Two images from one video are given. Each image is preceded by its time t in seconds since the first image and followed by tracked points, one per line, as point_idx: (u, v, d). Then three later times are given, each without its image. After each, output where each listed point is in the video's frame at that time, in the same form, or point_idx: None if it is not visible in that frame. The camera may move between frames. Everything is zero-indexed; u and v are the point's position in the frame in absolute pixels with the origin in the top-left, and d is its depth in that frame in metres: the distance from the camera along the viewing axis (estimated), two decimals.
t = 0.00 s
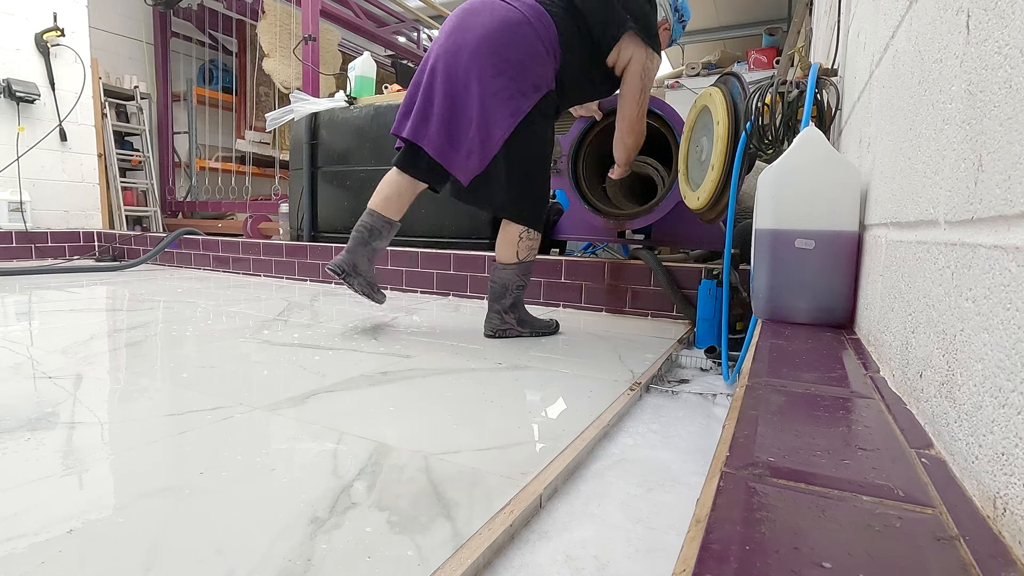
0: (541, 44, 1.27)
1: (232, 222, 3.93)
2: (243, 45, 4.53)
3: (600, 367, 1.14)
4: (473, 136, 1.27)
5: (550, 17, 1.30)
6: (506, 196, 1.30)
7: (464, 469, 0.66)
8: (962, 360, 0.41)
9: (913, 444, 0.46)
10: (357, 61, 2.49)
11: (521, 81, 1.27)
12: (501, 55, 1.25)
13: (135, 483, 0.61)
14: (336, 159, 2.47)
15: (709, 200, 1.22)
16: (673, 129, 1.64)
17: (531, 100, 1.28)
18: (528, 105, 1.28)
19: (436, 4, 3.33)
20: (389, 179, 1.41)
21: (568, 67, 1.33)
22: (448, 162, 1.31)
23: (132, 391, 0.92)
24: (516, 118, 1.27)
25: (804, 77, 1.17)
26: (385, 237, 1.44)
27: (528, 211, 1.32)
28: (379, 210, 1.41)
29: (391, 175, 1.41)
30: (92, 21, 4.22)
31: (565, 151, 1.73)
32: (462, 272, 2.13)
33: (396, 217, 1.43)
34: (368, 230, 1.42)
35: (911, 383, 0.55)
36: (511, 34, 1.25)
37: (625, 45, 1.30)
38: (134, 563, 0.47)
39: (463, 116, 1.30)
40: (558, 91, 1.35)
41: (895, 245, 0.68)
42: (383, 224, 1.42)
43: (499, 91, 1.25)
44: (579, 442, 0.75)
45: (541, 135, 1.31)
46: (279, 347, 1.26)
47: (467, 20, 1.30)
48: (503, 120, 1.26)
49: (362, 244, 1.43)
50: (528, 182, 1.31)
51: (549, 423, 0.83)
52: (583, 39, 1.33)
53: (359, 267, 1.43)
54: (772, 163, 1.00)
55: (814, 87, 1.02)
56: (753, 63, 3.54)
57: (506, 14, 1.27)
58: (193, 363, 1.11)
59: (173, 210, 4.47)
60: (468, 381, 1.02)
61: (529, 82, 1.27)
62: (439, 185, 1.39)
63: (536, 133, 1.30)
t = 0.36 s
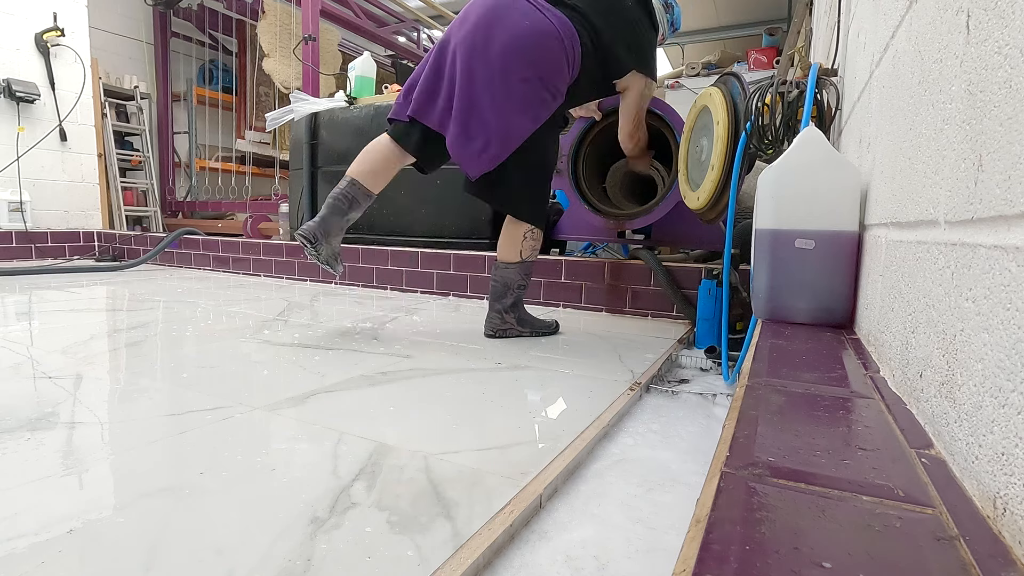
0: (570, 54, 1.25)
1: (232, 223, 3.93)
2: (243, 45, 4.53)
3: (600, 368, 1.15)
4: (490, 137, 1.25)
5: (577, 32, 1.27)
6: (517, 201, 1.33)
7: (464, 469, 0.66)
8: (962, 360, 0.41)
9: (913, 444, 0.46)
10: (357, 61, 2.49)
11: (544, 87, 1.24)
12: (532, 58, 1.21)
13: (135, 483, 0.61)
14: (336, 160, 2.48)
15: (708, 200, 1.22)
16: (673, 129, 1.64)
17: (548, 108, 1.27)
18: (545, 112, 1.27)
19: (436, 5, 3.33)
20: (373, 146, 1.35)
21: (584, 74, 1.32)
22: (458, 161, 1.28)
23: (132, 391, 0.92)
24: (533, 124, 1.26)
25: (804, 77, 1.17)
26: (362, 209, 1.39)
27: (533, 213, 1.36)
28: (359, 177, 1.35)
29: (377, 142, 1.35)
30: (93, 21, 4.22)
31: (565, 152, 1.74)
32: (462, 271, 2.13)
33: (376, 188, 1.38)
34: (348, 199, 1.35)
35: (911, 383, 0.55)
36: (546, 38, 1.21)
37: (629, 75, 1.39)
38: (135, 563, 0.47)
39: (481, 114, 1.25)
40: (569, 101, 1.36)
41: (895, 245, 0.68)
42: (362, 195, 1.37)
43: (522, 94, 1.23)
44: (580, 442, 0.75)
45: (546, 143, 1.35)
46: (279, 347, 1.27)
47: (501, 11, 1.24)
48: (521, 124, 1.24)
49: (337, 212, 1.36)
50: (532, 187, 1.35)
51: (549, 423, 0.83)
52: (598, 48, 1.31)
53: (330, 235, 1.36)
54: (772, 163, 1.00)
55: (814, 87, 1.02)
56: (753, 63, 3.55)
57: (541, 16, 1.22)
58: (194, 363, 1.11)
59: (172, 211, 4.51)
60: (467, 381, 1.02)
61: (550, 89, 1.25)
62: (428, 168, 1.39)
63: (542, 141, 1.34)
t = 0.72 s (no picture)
0: (568, 55, 1.25)
1: (232, 223, 3.92)
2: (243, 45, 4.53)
3: (600, 367, 1.14)
4: (490, 138, 1.25)
5: (574, 30, 1.26)
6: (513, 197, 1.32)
7: (464, 469, 0.66)
8: (962, 360, 0.41)
9: (913, 444, 0.46)
10: (357, 61, 2.49)
11: (543, 86, 1.24)
12: (532, 57, 1.21)
13: (135, 483, 0.61)
14: (336, 159, 2.48)
15: (709, 200, 1.22)
16: (674, 130, 1.64)
17: (548, 109, 1.27)
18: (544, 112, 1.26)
19: (436, 5, 3.33)
20: (378, 154, 1.35)
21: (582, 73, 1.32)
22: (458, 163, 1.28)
23: (132, 391, 0.92)
24: (532, 125, 1.26)
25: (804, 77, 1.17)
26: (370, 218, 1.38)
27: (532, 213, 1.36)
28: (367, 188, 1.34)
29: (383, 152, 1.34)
30: (93, 21, 4.22)
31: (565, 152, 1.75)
32: (462, 271, 2.13)
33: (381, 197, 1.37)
34: (356, 209, 1.34)
35: (911, 383, 0.55)
36: (545, 37, 1.21)
37: (629, 69, 1.40)
38: (135, 563, 0.47)
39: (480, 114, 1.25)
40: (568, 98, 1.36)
41: (895, 245, 0.68)
42: (370, 204, 1.35)
43: (522, 94, 1.22)
44: (580, 442, 0.75)
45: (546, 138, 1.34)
46: (279, 347, 1.26)
47: (500, 12, 1.24)
48: (520, 123, 1.24)
49: (346, 222, 1.35)
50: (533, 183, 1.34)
51: (549, 423, 0.83)
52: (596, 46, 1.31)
53: (339, 246, 1.35)
54: (773, 163, 1.00)
55: (814, 87, 1.02)
56: (753, 63, 3.55)
57: (540, 15, 1.23)
58: (194, 363, 1.11)
59: (172, 211, 4.50)
60: (467, 381, 1.02)
61: (549, 89, 1.25)
62: (432, 171, 1.39)
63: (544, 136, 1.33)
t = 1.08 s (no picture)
0: (541, 35, 1.24)
1: (232, 223, 3.92)
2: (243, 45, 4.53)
3: (600, 367, 1.14)
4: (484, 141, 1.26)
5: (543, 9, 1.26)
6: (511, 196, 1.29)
7: (464, 469, 0.66)
8: (962, 360, 0.41)
9: (913, 444, 0.46)
10: (357, 61, 2.49)
11: (523, 73, 1.24)
12: (506, 53, 1.22)
13: (135, 483, 0.61)
14: (336, 159, 2.48)
15: (709, 200, 1.22)
16: (673, 130, 1.64)
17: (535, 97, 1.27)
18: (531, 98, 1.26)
19: (436, 5, 3.34)
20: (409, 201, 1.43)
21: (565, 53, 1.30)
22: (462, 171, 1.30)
23: (132, 391, 0.92)
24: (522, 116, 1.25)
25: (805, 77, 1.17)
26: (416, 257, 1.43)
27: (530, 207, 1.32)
28: (406, 232, 1.41)
29: (414, 197, 1.42)
30: (93, 21, 4.22)
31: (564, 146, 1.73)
32: (462, 271, 2.14)
33: (423, 237, 1.43)
34: (397, 252, 1.41)
35: (911, 383, 0.55)
36: (513, 28, 1.22)
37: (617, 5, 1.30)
38: (135, 563, 0.47)
39: (472, 121, 1.28)
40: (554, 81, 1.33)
41: (895, 244, 0.68)
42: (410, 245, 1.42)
43: (506, 90, 1.23)
44: (580, 442, 0.75)
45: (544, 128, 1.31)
46: (279, 347, 1.26)
47: (463, 19, 1.27)
48: (510, 117, 1.24)
49: (395, 269, 1.42)
50: (533, 178, 1.31)
51: (549, 423, 0.83)
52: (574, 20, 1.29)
53: (397, 291, 1.42)
54: (773, 163, 1.00)
55: (814, 87, 1.02)
56: (753, 63, 3.55)
57: (504, 7, 1.24)
58: (194, 363, 1.11)
59: (172, 211, 4.51)
60: (466, 381, 1.02)
61: (530, 75, 1.25)
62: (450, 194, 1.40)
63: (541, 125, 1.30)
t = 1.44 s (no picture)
0: (464, 29, 1.22)
1: (232, 223, 3.92)
2: (243, 45, 4.53)
3: (600, 368, 1.15)
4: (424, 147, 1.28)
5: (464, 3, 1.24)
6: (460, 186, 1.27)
7: (464, 469, 0.66)
8: (962, 360, 0.41)
9: (913, 444, 0.46)
10: (357, 61, 2.49)
11: (446, 62, 1.22)
12: (428, 57, 1.23)
13: (135, 483, 0.61)
14: (336, 159, 2.48)
15: (709, 200, 1.21)
16: (673, 129, 1.64)
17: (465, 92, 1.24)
18: (460, 84, 1.23)
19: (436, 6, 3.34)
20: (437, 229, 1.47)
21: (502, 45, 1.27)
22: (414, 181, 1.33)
23: (132, 391, 0.92)
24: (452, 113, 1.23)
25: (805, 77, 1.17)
26: (445, 278, 1.45)
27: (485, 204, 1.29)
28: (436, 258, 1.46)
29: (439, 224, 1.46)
30: (93, 21, 4.22)
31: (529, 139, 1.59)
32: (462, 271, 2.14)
33: (452, 257, 1.46)
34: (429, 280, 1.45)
35: (911, 383, 0.55)
36: (432, 31, 1.23)
37: None
38: (135, 564, 0.47)
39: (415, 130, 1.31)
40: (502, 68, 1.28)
41: (895, 244, 0.68)
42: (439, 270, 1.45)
43: (433, 92, 1.23)
44: (580, 442, 0.75)
45: (492, 111, 1.26)
46: (279, 347, 1.26)
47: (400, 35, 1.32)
48: (439, 109, 1.23)
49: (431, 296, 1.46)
50: (487, 167, 1.27)
51: (549, 423, 0.83)
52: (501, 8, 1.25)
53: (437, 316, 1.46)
54: (772, 163, 1.00)
55: (814, 87, 1.02)
56: (753, 63, 3.55)
57: (426, 12, 1.25)
58: (193, 363, 1.11)
59: (172, 211, 4.51)
60: (466, 381, 1.02)
61: (460, 66, 1.23)
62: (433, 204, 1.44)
63: (486, 109, 1.25)
